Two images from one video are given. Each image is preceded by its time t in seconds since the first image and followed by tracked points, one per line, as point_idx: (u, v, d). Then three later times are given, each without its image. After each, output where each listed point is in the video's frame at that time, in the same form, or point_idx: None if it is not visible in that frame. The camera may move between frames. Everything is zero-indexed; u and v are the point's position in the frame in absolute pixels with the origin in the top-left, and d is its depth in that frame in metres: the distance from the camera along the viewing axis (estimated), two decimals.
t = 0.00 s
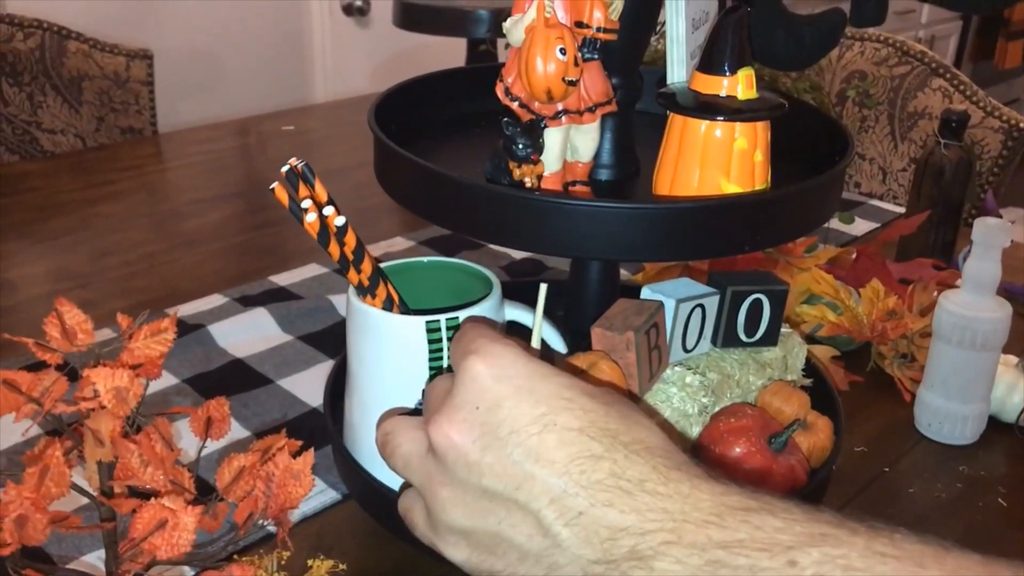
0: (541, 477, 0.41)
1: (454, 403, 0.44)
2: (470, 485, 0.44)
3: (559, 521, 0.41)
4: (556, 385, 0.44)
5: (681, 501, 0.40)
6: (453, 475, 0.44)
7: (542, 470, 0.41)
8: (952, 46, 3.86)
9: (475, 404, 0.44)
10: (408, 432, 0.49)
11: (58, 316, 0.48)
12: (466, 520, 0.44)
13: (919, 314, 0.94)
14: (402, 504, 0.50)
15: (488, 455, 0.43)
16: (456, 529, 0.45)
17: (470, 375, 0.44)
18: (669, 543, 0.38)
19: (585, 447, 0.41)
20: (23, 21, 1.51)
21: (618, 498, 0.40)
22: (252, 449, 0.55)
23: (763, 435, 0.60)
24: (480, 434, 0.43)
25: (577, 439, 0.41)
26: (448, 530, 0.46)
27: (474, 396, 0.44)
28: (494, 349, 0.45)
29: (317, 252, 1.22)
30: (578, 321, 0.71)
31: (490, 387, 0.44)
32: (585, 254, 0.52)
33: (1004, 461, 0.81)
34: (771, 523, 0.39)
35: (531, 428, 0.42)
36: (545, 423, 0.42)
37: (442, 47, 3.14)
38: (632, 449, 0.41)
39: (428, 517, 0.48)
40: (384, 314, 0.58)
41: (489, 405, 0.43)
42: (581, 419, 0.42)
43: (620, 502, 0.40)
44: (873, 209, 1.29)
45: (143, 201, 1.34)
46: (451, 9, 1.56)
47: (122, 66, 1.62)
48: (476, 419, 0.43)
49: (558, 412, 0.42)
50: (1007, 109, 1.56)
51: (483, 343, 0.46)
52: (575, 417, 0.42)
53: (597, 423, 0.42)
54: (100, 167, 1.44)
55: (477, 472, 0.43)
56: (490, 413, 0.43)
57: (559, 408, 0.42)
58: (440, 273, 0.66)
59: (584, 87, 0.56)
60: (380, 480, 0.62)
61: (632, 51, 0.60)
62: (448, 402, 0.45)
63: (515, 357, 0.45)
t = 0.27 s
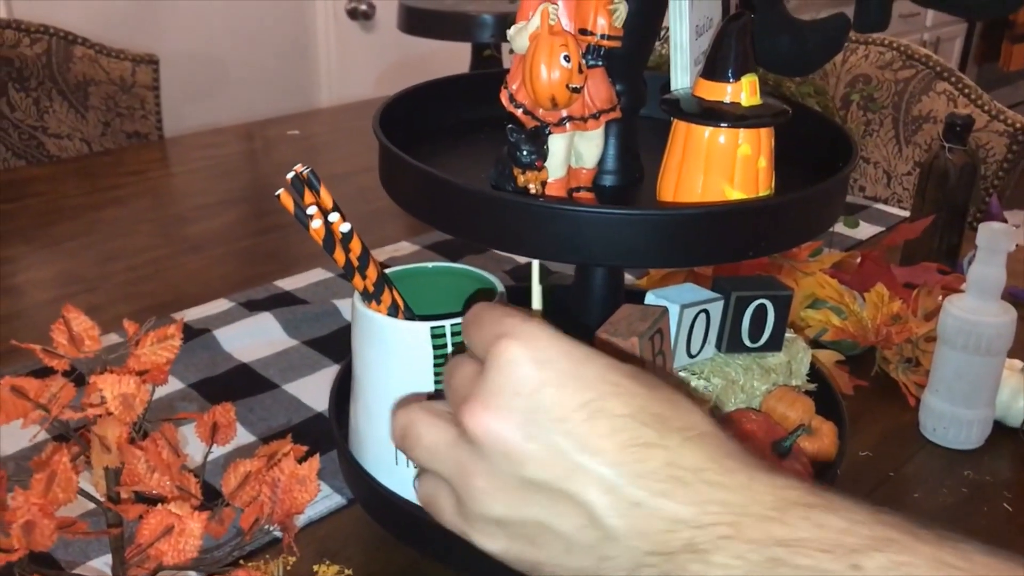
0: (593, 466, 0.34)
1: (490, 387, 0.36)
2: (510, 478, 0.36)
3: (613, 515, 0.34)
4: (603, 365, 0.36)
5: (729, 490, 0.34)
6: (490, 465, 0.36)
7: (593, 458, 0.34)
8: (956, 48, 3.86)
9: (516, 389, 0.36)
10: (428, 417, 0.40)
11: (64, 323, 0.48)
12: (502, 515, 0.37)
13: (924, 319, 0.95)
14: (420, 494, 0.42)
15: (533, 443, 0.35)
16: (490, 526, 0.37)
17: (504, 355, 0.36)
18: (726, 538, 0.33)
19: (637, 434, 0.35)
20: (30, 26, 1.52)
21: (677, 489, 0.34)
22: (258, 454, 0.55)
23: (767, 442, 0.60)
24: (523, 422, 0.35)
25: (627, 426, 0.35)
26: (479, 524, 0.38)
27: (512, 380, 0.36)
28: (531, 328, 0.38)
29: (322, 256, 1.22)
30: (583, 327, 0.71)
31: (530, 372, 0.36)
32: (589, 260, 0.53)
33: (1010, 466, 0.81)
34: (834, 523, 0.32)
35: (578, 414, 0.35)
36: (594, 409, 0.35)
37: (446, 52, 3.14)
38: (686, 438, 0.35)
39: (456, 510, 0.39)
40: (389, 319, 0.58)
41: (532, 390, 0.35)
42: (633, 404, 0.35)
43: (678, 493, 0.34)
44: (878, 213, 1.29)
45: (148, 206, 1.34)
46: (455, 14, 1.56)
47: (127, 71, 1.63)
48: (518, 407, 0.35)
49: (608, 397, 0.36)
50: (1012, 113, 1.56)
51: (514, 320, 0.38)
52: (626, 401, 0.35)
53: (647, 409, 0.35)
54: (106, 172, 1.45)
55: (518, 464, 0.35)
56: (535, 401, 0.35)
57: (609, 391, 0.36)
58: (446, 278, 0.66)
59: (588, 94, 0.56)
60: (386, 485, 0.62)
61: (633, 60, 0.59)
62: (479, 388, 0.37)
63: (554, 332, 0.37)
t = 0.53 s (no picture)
0: (681, 509, 0.38)
1: (562, 435, 0.39)
2: (594, 524, 0.39)
3: (705, 555, 0.37)
4: (675, 401, 0.40)
5: (829, 526, 0.37)
6: (569, 511, 0.39)
7: (682, 501, 0.38)
8: (961, 50, 3.86)
9: (589, 435, 0.39)
10: (501, 466, 0.44)
11: (74, 330, 0.48)
12: (587, 558, 0.40)
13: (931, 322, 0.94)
14: (494, 532, 0.45)
15: (617, 490, 0.38)
16: (576, 568, 0.41)
17: (575, 403, 0.39)
18: None
19: (725, 472, 0.38)
20: (36, 32, 1.53)
21: (773, 526, 0.37)
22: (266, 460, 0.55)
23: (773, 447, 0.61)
24: (603, 470, 0.38)
25: (715, 463, 0.38)
26: (564, 565, 0.41)
27: (586, 427, 0.39)
28: (595, 367, 0.40)
29: (328, 260, 1.23)
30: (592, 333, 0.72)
31: (603, 421, 0.39)
32: (598, 266, 0.53)
33: (1018, 469, 0.81)
34: (945, 566, 0.36)
35: (662, 455, 0.38)
36: (676, 449, 0.38)
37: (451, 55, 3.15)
38: (771, 469, 0.39)
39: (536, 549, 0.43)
40: (397, 324, 0.58)
41: (607, 437, 0.38)
42: (714, 439, 0.39)
43: (776, 529, 0.37)
44: (884, 216, 1.29)
45: (155, 211, 1.35)
46: (459, 17, 1.56)
47: (134, 76, 1.63)
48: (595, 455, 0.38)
49: (686, 434, 0.39)
50: (1017, 114, 1.56)
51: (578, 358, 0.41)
52: (705, 437, 0.39)
53: (731, 441, 0.39)
54: (113, 176, 1.45)
55: (603, 511, 0.38)
56: (610, 446, 0.38)
57: (686, 429, 0.39)
58: (451, 283, 0.66)
59: (595, 99, 0.56)
60: (393, 490, 0.62)
61: (644, 60, 0.60)
62: (551, 434, 0.40)
63: (617, 372, 0.40)
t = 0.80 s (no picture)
0: (690, 499, 0.40)
1: (577, 421, 0.42)
2: (605, 511, 0.41)
3: (716, 545, 0.39)
4: (690, 394, 0.43)
5: (841, 522, 0.39)
6: (581, 497, 0.42)
7: (694, 490, 0.40)
8: (965, 49, 3.85)
9: (603, 421, 0.42)
10: (520, 456, 0.47)
11: (79, 333, 0.48)
12: (597, 548, 0.42)
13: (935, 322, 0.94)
14: (513, 525, 0.48)
15: (629, 476, 0.41)
16: (586, 557, 0.43)
17: (590, 389, 0.42)
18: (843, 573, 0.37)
19: (738, 464, 0.40)
20: (40, 35, 1.53)
21: (785, 519, 0.39)
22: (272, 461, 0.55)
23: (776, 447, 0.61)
24: (614, 455, 0.41)
25: (727, 455, 0.40)
26: (576, 554, 0.43)
27: (601, 413, 0.42)
28: (613, 357, 0.44)
29: (332, 262, 1.23)
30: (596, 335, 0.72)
31: (618, 406, 0.42)
32: (602, 266, 0.53)
33: None
34: (961, 564, 0.38)
35: (674, 444, 0.41)
36: (688, 439, 0.41)
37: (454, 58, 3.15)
38: (787, 466, 0.40)
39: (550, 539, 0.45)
40: (402, 326, 0.58)
41: (620, 423, 0.41)
42: (727, 432, 0.41)
43: (788, 522, 0.39)
44: (889, 215, 1.29)
45: (159, 213, 1.35)
46: (462, 19, 1.56)
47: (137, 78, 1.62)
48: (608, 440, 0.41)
49: (699, 426, 0.41)
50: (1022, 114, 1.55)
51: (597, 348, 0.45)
52: (718, 430, 0.41)
53: (745, 435, 0.41)
54: (116, 179, 1.46)
55: (616, 497, 0.41)
56: (623, 432, 0.41)
57: (700, 423, 0.41)
58: (455, 284, 0.66)
59: (599, 100, 0.56)
60: (398, 491, 0.62)
61: (649, 62, 0.60)
62: (567, 420, 0.43)
63: (638, 368, 0.43)
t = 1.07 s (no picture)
0: (697, 469, 0.39)
1: (597, 373, 0.41)
2: (607, 467, 0.40)
3: (711, 518, 0.39)
4: (712, 369, 0.42)
5: (842, 512, 0.39)
6: (587, 451, 0.41)
7: (701, 461, 0.39)
8: (966, 49, 3.84)
9: (624, 377, 0.40)
10: (533, 403, 0.46)
11: (75, 339, 0.48)
12: (592, 504, 0.41)
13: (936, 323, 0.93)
14: (509, 475, 0.47)
15: (639, 435, 0.39)
16: (579, 512, 0.42)
17: (617, 344, 0.41)
18: (841, 560, 0.38)
19: (749, 444, 0.40)
20: (38, 39, 1.52)
21: (785, 502, 0.39)
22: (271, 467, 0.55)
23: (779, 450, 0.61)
24: (630, 413, 0.40)
25: (739, 434, 0.40)
26: (569, 509, 0.42)
27: (624, 369, 0.40)
28: (642, 320, 0.42)
29: (332, 265, 1.22)
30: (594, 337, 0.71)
31: (642, 364, 0.40)
32: (601, 269, 0.52)
33: None
34: (950, 552, 0.38)
35: (690, 413, 0.40)
36: (705, 410, 0.40)
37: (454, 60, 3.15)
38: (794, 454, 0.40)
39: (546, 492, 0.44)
40: (400, 330, 0.58)
41: (642, 381, 0.40)
42: (743, 413, 0.41)
43: (788, 507, 0.39)
44: (889, 216, 1.29)
45: (158, 217, 1.35)
46: (461, 21, 1.56)
47: (137, 82, 1.64)
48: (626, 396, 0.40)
49: (718, 400, 0.40)
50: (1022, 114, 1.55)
51: (622, 313, 0.43)
52: (735, 408, 0.40)
53: (760, 419, 0.41)
54: (116, 183, 1.45)
55: (623, 454, 0.40)
56: (644, 390, 0.40)
57: (718, 398, 0.40)
58: (454, 288, 0.66)
59: (596, 103, 0.56)
60: (397, 496, 0.62)
61: (647, 64, 0.60)
62: (587, 371, 0.41)
63: (667, 333, 0.42)
